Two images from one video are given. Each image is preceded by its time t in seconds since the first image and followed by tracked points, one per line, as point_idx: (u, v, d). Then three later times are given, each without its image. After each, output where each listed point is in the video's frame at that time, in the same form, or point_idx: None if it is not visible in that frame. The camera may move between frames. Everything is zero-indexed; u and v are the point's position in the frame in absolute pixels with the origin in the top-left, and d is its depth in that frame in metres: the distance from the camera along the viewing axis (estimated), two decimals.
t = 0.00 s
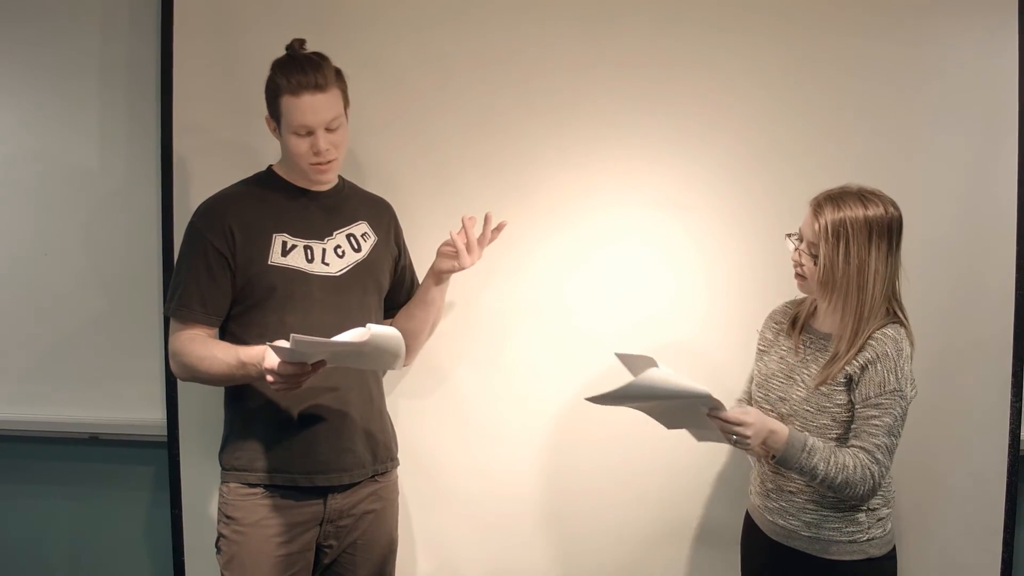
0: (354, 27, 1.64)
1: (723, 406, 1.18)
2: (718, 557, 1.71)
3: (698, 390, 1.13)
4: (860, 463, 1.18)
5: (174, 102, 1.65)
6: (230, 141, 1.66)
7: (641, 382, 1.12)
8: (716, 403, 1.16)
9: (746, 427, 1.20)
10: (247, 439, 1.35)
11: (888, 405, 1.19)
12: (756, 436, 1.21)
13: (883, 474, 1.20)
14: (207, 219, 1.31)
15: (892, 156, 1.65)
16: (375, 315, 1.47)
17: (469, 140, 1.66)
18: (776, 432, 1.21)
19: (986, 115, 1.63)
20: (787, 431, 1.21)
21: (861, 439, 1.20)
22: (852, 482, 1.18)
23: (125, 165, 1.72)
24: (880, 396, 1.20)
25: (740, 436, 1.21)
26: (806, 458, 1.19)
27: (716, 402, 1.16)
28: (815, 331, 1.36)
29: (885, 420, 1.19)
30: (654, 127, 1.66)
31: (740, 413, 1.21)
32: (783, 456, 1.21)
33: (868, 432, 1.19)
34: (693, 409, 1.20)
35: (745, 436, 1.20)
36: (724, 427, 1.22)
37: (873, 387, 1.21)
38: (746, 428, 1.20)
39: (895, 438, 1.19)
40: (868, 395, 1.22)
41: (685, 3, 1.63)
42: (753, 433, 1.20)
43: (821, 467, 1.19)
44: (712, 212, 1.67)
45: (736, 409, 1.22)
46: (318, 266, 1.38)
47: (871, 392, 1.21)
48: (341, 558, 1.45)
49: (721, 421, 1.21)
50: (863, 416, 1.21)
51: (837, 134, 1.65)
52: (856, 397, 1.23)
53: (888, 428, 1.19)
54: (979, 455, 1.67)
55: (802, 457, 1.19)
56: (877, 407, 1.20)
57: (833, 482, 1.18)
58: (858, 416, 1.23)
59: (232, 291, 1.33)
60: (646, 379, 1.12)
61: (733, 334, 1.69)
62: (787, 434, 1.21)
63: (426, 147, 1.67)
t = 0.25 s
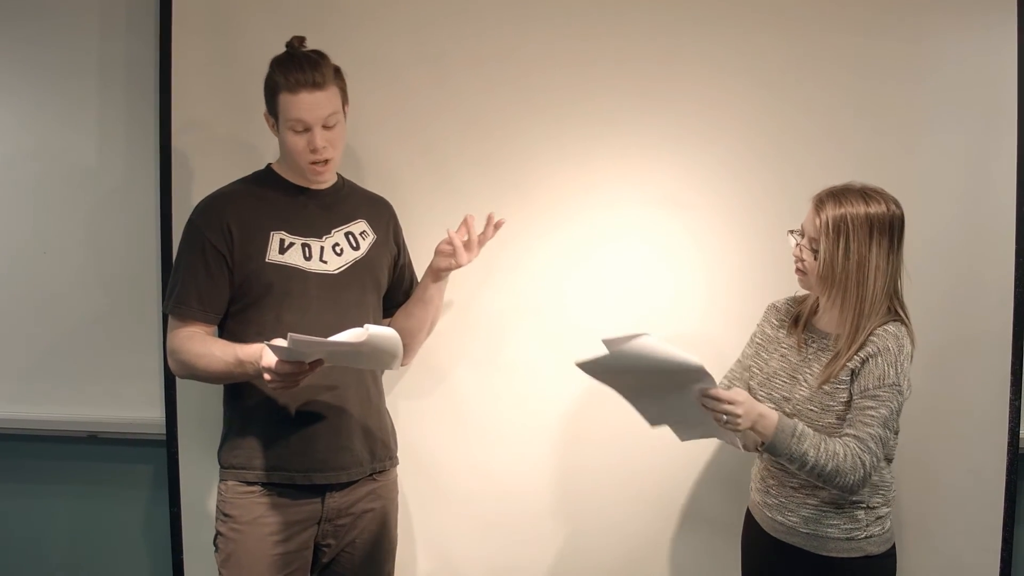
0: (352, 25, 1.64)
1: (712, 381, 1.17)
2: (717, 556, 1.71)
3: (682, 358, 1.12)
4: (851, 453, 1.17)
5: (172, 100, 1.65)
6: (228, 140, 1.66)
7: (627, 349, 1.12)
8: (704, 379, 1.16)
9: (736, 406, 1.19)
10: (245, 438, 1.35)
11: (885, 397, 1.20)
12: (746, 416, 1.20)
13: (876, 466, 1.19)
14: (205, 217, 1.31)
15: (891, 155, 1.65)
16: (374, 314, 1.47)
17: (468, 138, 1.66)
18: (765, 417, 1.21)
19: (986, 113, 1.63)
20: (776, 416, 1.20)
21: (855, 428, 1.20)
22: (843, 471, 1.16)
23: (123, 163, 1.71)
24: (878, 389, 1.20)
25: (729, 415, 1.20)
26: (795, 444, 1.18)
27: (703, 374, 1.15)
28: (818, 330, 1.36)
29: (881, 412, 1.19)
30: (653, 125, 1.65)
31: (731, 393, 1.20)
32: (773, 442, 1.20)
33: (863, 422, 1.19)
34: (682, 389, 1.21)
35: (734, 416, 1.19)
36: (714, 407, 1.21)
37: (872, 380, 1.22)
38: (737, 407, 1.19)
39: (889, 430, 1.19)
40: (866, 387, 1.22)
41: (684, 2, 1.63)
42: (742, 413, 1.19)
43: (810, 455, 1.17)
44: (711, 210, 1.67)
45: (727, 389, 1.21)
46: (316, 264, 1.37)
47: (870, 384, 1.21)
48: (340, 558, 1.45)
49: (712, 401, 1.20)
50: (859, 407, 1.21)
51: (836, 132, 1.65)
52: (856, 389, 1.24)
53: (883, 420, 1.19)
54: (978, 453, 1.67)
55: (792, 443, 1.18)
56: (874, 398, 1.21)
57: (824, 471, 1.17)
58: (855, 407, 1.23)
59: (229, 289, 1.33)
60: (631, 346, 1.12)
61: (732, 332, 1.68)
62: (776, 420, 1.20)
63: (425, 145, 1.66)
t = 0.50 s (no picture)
0: (352, 22, 1.64)
1: (703, 374, 1.17)
2: (716, 554, 1.71)
3: (672, 351, 1.11)
4: (838, 446, 1.17)
5: (171, 97, 1.64)
6: (227, 137, 1.65)
7: (615, 344, 1.11)
8: (694, 368, 1.15)
9: (724, 395, 1.20)
10: (244, 434, 1.35)
11: (879, 391, 1.20)
12: (734, 406, 1.21)
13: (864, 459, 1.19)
14: (206, 211, 1.32)
15: (891, 152, 1.65)
16: (374, 312, 1.46)
17: (468, 135, 1.66)
18: (753, 407, 1.21)
19: (985, 111, 1.63)
20: (765, 407, 1.20)
21: (846, 421, 1.20)
22: (830, 464, 1.17)
23: (122, 161, 1.71)
24: (873, 382, 1.20)
25: (717, 404, 1.21)
26: (783, 436, 1.18)
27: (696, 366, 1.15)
28: (820, 326, 1.36)
29: (874, 405, 1.19)
30: (653, 122, 1.65)
31: (720, 381, 1.21)
32: (761, 432, 1.20)
33: (854, 414, 1.19)
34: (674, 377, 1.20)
35: (722, 405, 1.20)
36: (702, 395, 1.22)
37: (868, 373, 1.22)
38: (725, 396, 1.20)
39: (880, 423, 1.19)
40: (861, 380, 1.22)
41: None
42: (729, 402, 1.20)
43: (798, 448, 1.18)
44: (711, 208, 1.66)
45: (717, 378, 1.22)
46: (316, 260, 1.37)
47: (865, 376, 1.21)
48: (338, 556, 1.44)
49: (700, 389, 1.21)
50: (853, 400, 1.21)
51: (835, 129, 1.65)
52: (852, 381, 1.24)
53: (875, 413, 1.19)
54: (978, 450, 1.67)
55: (779, 435, 1.19)
56: (868, 391, 1.21)
57: (811, 464, 1.17)
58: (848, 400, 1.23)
59: (229, 284, 1.33)
60: (621, 341, 1.12)
61: (732, 330, 1.68)
62: (765, 411, 1.20)
63: (425, 142, 1.66)
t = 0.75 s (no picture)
0: (352, 20, 1.64)
1: (701, 377, 1.17)
2: (716, 553, 1.71)
3: (674, 348, 1.12)
4: (836, 449, 1.18)
5: (171, 94, 1.64)
6: (227, 135, 1.65)
7: (615, 341, 1.13)
8: (692, 371, 1.16)
9: (725, 398, 1.20)
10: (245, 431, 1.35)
11: (878, 393, 1.20)
12: (734, 410, 1.22)
13: (863, 461, 1.20)
14: (208, 208, 1.33)
15: (891, 150, 1.65)
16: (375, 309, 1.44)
17: (468, 134, 1.66)
18: (754, 410, 1.22)
19: (986, 110, 1.63)
20: (765, 411, 1.21)
21: (845, 423, 1.20)
22: (827, 467, 1.18)
23: (122, 160, 1.71)
24: (873, 384, 1.20)
25: (717, 407, 1.22)
26: (782, 440, 1.19)
27: (694, 367, 1.15)
28: (820, 326, 1.36)
29: (873, 408, 1.19)
30: (653, 121, 1.65)
31: (720, 385, 1.22)
32: (759, 435, 1.21)
33: (853, 417, 1.20)
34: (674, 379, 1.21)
35: (722, 409, 1.21)
36: (702, 398, 1.23)
37: (868, 375, 1.22)
38: (725, 399, 1.21)
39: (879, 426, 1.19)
40: (860, 382, 1.22)
41: None
42: (729, 405, 1.21)
43: (797, 451, 1.19)
44: (710, 207, 1.66)
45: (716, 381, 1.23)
46: (316, 258, 1.37)
47: (865, 378, 1.21)
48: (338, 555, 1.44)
49: (700, 392, 1.22)
50: (852, 402, 1.21)
51: (836, 128, 1.64)
52: (851, 382, 1.24)
53: (875, 416, 1.19)
54: (978, 448, 1.67)
55: (778, 438, 1.19)
56: (868, 393, 1.21)
57: (809, 467, 1.18)
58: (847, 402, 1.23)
59: (230, 280, 1.32)
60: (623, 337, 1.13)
61: (732, 329, 1.68)
62: (764, 414, 1.21)
63: (425, 141, 1.66)
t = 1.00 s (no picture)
0: (352, 18, 1.64)
1: (704, 387, 1.15)
2: (715, 552, 1.71)
3: (675, 365, 1.09)
4: (839, 451, 1.18)
5: (170, 93, 1.64)
6: (226, 133, 1.65)
7: (616, 358, 1.10)
8: (694, 382, 1.13)
9: (727, 412, 1.19)
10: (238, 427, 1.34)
11: (879, 394, 1.20)
12: (736, 420, 1.21)
13: (865, 463, 1.20)
14: (211, 197, 1.32)
15: (891, 149, 1.64)
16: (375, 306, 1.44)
17: (467, 132, 1.66)
18: (756, 418, 1.21)
19: (986, 109, 1.63)
20: (767, 417, 1.21)
21: (847, 425, 1.20)
22: (831, 470, 1.17)
23: (121, 159, 1.71)
24: (874, 384, 1.20)
25: (720, 420, 1.21)
26: (785, 445, 1.19)
27: (697, 380, 1.13)
28: (819, 325, 1.36)
29: (875, 409, 1.19)
30: (653, 120, 1.65)
31: (722, 396, 1.21)
32: (763, 442, 1.21)
33: (855, 419, 1.20)
34: (674, 388, 1.17)
35: (725, 421, 1.20)
36: (704, 410, 1.22)
37: (868, 375, 1.21)
38: (727, 411, 1.20)
39: (881, 427, 1.19)
40: (861, 382, 1.22)
41: None
42: (731, 416, 1.20)
43: (800, 455, 1.18)
44: (710, 206, 1.66)
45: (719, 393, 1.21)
46: (316, 253, 1.37)
47: (866, 379, 1.21)
48: (336, 553, 1.44)
49: (703, 404, 1.21)
50: (854, 403, 1.21)
51: (836, 127, 1.64)
52: (851, 382, 1.23)
53: (877, 418, 1.19)
54: (978, 447, 1.67)
55: (781, 444, 1.20)
56: (870, 395, 1.20)
57: (813, 470, 1.18)
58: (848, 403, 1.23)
59: (229, 270, 1.32)
60: (624, 356, 1.11)
61: (732, 328, 1.68)
62: (767, 421, 1.21)
63: (425, 139, 1.66)
